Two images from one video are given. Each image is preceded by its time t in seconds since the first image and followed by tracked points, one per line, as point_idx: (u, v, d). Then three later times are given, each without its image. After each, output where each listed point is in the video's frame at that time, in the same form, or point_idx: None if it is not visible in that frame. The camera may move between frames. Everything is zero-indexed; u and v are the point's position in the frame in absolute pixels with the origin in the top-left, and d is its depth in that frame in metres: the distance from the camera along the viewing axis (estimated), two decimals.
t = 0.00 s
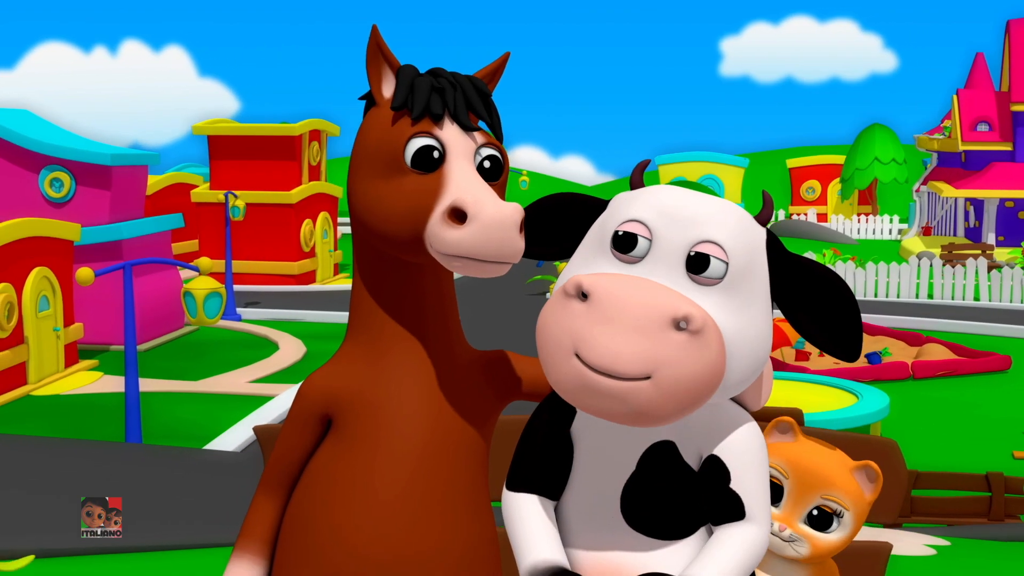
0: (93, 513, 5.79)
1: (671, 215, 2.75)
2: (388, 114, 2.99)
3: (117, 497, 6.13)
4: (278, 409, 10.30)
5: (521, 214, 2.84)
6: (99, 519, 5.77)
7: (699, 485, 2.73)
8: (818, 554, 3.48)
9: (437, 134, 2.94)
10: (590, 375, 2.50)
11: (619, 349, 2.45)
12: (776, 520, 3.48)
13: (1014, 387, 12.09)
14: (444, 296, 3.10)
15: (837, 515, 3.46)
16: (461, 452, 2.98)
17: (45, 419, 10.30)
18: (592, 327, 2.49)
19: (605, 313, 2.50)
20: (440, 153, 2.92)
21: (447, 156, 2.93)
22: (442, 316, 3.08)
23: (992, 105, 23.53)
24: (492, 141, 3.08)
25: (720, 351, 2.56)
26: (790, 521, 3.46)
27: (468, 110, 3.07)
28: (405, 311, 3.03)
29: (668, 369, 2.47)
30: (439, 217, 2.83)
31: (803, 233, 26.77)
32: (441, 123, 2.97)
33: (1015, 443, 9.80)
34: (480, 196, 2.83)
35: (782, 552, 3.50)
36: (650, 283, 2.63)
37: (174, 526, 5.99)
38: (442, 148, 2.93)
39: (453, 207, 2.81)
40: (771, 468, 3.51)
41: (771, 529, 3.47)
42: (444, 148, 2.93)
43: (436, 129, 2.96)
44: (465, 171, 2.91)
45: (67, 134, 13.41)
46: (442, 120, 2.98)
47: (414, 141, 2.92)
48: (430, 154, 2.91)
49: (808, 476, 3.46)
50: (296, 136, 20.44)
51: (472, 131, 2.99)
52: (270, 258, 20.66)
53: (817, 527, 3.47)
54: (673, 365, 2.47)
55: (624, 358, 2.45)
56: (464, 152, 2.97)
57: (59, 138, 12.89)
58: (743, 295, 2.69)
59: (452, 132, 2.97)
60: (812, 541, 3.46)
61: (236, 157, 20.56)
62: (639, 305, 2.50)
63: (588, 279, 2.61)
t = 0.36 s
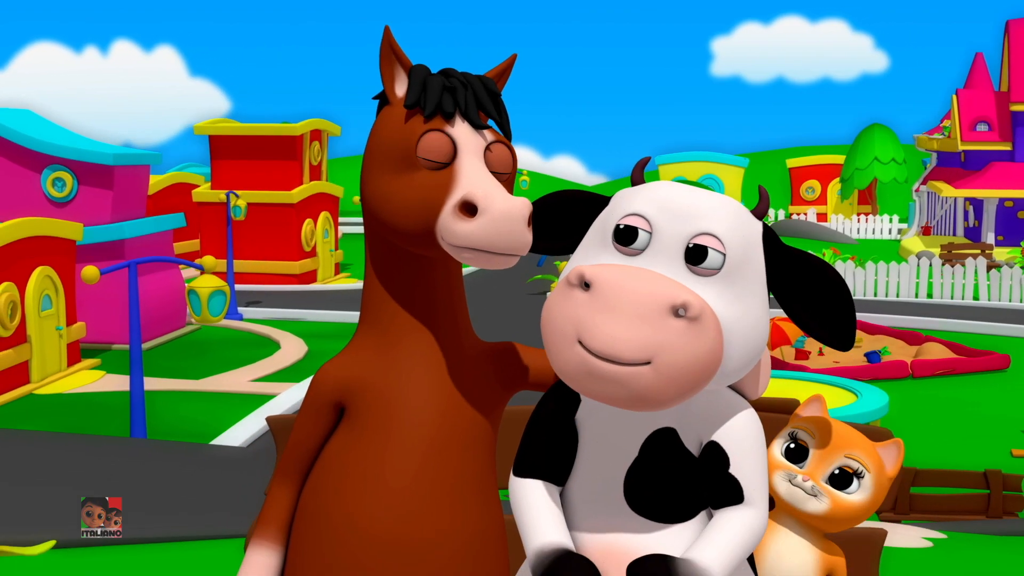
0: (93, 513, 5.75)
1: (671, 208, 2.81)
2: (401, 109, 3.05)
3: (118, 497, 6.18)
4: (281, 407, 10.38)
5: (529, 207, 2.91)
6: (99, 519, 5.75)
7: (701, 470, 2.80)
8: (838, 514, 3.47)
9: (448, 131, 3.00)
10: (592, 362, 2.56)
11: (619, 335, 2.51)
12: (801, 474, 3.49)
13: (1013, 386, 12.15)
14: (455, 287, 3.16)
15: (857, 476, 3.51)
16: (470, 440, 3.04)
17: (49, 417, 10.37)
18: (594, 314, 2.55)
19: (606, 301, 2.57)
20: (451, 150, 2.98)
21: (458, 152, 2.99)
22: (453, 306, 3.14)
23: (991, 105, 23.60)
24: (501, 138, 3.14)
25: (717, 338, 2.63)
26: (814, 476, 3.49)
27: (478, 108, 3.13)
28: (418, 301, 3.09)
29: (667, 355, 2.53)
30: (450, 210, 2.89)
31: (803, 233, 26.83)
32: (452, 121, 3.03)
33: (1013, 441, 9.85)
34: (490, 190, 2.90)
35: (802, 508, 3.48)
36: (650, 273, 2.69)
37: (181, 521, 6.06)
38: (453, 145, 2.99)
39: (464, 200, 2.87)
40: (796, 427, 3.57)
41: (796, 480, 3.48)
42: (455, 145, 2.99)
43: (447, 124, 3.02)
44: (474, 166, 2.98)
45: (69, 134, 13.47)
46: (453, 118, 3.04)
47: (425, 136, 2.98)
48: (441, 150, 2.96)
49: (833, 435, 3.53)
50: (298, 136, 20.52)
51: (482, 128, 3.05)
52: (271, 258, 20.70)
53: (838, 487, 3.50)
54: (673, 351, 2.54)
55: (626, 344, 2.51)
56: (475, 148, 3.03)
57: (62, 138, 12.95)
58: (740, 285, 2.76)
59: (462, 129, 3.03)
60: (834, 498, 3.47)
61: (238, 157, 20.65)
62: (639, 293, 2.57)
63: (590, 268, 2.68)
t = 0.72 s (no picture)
0: (94, 513, 5.60)
1: (673, 203, 2.88)
2: (414, 109, 3.11)
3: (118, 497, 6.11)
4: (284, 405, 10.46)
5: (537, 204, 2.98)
6: (99, 519, 5.58)
7: (701, 457, 2.86)
8: (835, 504, 3.53)
9: (459, 130, 3.06)
10: (597, 350, 2.62)
11: (623, 324, 2.57)
12: (799, 465, 3.56)
13: (1012, 385, 12.21)
14: (464, 280, 3.22)
15: (854, 468, 3.59)
16: (478, 430, 3.10)
17: (53, 416, 10.43)
18: (598, 305, 2.62)
19: (610, 291, 2.63)
20: (462, 147, 3.03)
21: (468, 150, 3.04)
22: (463, 299, 3.20)
23: (991, 105, 23.65)
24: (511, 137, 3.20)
25: (718, 328, 2.69)
26: (813, 467, 3.55)
27: (489, 108, 3.19)
28: (427, 294, 3.15)
29: (670, 343, 2.59)
30: (461, 206, 2.95)
31: (802, 233, 26.88)
32: (463, 120, 3.09)
33: (1012, 439, 9.91)
34: (499, 187, 2.96)
35: (800, 498, 3.53)
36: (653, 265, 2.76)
37: (188, 515, 6.13)
38: (464, 143, 3.04)
39: (475, 196, 2.93)
40: (796, 419, 3.65)
41: (795, 471, 3.54)
42: (466, 143, 3.04)
43: (459, 123, 3.08)
44: (485, 164, 3.04)
45: (71, 134, 13.53)
46: (464, 117, 3.10)
47: (437, 134, 3.04)
48: (452, 148, 3.02)
49: (831, 427, 3.61)
50: (299, 136, 20.58)
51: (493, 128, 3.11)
52: (272, 258, 20.75)
53: (835, 478, 3.57)
54: (675, 339, 2.60)
55: (629, 332, 2.57)
56: (486, 147, 3.09)
57: (64, 138, 13.02)
58: (740, 278, 2.82)
59: (473, 128, 3.09)
60: (832, 489, 3.53)
61: (239, 157, 20.71)
62: (642, 284, 2.63)
63: (594, 260, 2.75)
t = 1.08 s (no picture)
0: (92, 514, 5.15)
1: (674, 199, 2.94)
2: (425, 109, 3.17)
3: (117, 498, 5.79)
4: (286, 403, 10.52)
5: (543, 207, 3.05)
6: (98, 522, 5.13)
7: (701, 445, 2.92)
8: (833, 495, 3.60)
9: (469, 131, 3.12)
10: (601, 340, 2.69)
11: (627, 315, 2.64)
12: (798, 457, 3.62)
13: (1011, 383, 12.27)
14: (473, 276, 3.27)
15: (852, 459, 3.63)
16: (485, 420, 3.16)
17: (56, 415, 10.48)
18: (603, 296, 2.69)
19: (614, 283, 2.70)
20: (473, 149, 3.09)
21: (479, 151, 3.10)
22: (471, 294, 3.26)
23: (990, 105, 23.70)
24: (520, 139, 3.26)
25: (718, 319, 2.75)
26: (811, 458, 3.61)
27: (498, 110, 3.25)
28: (436, 289, 3.21)
29: (672, 332, 2.66)
30: (470, 207, 3.01)
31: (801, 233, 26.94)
32: (473, 123, 3.15)
33: (1011, 437, 9.97)
34: (508, 190, 3.01)
35: (799, 489, 3.61)
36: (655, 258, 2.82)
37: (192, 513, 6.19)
38: (474, 145, 3.10)
39: (483, 199, 2.99)
40: (795, 412, 3.71)
41: (793, 464, 3.61)
42: (476, 144, 3.10)
43: (469, 124, 3.14)
44: (494, 165, 3.10)
45: (74, 134, 13.58)
46: (475, 119, 3.16)
47: (447, 135, 3.10)
48: (463, 149, 3.08)
49: (828, 419, 3.66)
50: (300, 136, 20.65)
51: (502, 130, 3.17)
52: (273, 258, 20.78)
53: (833, 469, 3.62)
54: (678, 329, 2.66)
55: (632, 323, 2.64)
56: (494, 148, 3.15)
57: (67, 138, 13.07)
58: (739, 271, 2.88)
59: (483, 130, 3.15)
60: (829, 480, 3.59)
61: (240, 156, 20.78)
62: (645, 276, 2.70)
63: (599, 254, 2.81)
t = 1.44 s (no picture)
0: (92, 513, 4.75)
1: (679, 204, 3.00)
2: (394, 127, 3.31)
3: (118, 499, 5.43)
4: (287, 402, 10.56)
5: (487, 234, 3.05)
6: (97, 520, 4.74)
7: (702, 435, 3.01)
8: (833, 482, 3.66)
9: (434, 149, 3.22)
10: (625, 357, 2.80)
11: (650, 336, 2.74)
12: (800, 444, 3.67)
13: (1009, 382, 12.32)
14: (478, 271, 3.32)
15: (851, 447, 3.69)
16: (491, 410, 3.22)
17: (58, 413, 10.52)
18: (626, 317, 2.77)
19: (636, 303, 2.78)
20: (436, 168, 3.20)
21: (442, 170, 3.21)
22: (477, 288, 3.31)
23: (990, 105, 23.75)
24: (493, 148, 3.27)
25: (734, 330, 2.87)
26: (812, 446, 3.66)
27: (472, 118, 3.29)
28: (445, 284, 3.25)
29: (694, 349, 2.77)
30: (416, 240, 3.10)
31: (801, 232, 26.98)
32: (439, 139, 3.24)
33: (1009, 436, 10.03)
34: (449, 221, 3.05)
35: (801, 476, 3.65)
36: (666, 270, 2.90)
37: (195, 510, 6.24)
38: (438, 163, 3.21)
39: (422, 233, 3.05)
40: (796, 400, 3.74)
41: (795, 451, 3.65)
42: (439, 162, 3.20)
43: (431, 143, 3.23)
44: (452, 186, 3.19)
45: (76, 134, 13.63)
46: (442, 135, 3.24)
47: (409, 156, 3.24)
48: (426, 170, 3.20)
49: (829, 409, 3.71)
50: (301, 135, 20.70)
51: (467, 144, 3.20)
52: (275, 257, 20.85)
53: (833, 456, 3.68)
54: (700, 346, 2.78)
55: (656, 343, 2.74)
56: (458, 165, 3.22)
57: (70, 138, 13.11)
58: (745, 273, 2.98)
59: (449, 146, 3.22)
60: (830, 467, 3.65)
61: (241, 156, 20.83)
62: (665, 295, 2.78)
63: (616, 269, 2.88)
